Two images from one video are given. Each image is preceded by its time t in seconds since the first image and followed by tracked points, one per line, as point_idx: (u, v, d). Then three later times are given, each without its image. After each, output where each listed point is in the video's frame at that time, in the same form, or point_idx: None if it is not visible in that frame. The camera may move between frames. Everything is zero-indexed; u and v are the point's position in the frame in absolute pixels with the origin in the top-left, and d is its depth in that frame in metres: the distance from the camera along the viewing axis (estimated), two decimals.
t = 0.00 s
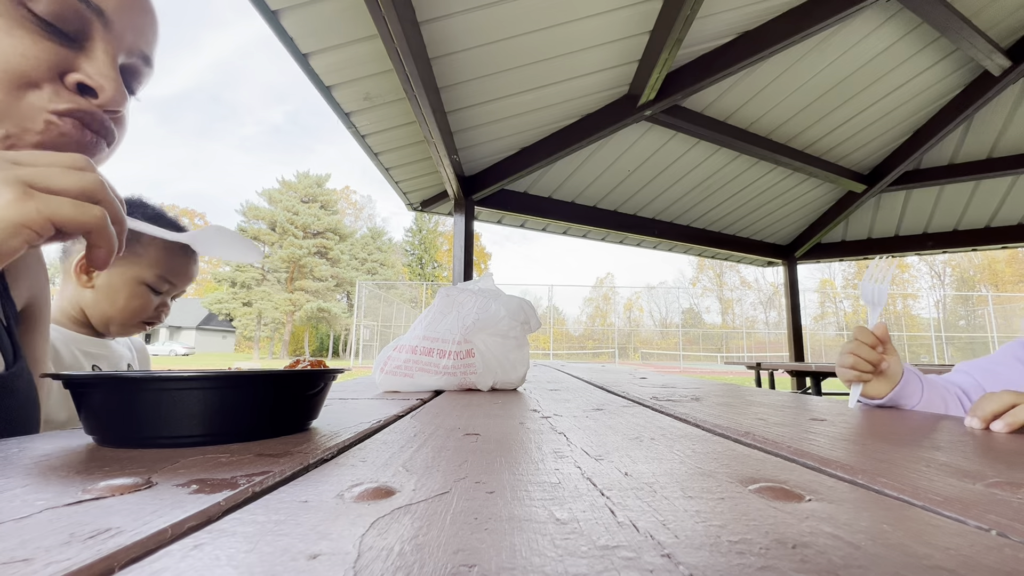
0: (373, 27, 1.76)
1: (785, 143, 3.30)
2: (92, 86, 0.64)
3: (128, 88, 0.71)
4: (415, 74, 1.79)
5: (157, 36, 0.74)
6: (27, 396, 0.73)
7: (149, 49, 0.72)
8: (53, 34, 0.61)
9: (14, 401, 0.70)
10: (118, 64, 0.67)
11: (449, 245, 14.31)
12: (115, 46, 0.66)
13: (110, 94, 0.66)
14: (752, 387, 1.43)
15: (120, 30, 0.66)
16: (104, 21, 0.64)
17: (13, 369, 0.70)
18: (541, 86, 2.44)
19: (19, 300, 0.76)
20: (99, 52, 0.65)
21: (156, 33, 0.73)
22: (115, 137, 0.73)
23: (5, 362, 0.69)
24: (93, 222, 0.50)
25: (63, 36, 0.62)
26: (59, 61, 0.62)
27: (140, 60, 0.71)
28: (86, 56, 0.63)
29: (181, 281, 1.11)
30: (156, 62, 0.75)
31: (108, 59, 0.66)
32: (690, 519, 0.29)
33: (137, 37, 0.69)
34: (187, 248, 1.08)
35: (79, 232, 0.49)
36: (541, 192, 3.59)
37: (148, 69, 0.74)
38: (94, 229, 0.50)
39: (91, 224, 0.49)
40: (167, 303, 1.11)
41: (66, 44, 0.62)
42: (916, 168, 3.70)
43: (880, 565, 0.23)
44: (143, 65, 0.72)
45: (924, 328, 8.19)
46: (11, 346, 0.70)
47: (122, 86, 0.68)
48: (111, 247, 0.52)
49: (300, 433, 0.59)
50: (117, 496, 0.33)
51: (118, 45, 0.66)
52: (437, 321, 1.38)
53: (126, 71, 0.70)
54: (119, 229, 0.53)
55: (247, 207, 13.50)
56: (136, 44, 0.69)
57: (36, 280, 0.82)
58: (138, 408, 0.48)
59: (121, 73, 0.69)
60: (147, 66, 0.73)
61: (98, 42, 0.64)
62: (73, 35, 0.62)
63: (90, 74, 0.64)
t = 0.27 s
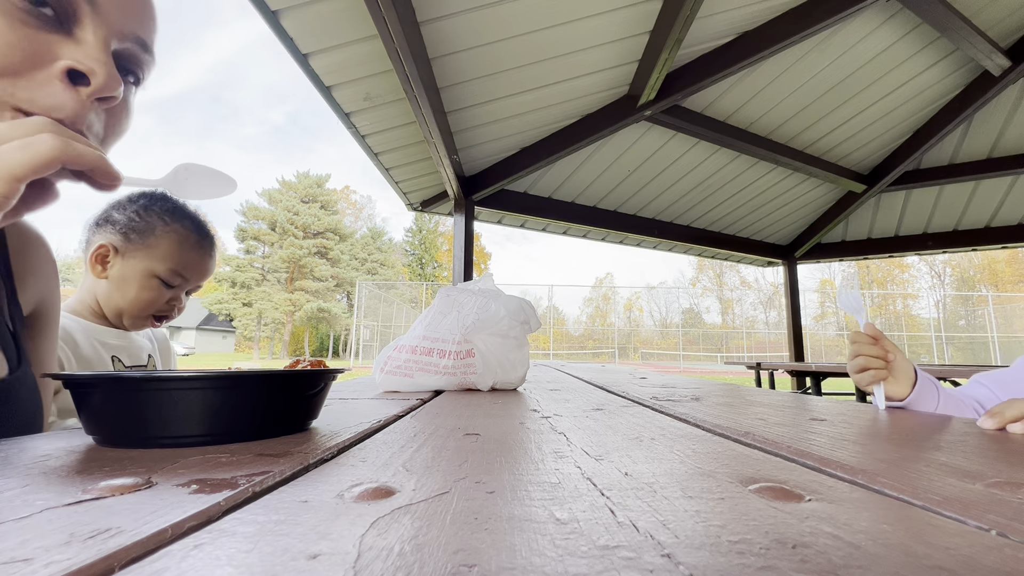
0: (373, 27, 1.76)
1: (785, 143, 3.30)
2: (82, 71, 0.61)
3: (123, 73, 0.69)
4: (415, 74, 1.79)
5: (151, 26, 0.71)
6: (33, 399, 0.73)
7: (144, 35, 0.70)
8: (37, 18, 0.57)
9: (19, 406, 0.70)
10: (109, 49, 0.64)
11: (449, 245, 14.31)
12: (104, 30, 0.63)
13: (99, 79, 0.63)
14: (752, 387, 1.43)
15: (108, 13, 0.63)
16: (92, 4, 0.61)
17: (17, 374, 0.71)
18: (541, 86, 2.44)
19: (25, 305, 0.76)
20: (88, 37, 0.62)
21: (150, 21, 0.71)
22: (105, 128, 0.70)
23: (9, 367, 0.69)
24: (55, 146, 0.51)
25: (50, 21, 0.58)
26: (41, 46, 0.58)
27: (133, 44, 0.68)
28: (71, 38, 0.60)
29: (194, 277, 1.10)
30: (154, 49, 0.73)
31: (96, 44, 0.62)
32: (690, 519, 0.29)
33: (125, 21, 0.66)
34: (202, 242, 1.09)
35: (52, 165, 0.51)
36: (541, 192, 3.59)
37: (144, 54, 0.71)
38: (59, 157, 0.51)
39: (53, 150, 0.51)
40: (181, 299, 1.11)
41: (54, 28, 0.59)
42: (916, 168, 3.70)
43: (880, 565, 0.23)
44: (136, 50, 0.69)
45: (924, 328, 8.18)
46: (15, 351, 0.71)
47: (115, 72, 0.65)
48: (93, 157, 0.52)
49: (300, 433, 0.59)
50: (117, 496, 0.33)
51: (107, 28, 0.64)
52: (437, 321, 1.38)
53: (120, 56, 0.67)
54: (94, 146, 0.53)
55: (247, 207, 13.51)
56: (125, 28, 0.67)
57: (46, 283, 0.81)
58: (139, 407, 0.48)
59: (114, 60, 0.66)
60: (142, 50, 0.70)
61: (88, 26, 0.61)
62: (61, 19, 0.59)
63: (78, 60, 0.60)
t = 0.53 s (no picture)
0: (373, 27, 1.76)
1: (785, 143, 3.30)
2: (90, 76, 0.61)
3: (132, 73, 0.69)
4: (415, 74, 1.79)
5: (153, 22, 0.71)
6: (44, 405, 0.74)
7: (151, 34, 0.70)
8: (45, 18, 0.57)
9: (32, 409, 0.72)
10: (118, 51, 0.64)
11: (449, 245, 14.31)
12: (111, 33, 0.63)
13: (109, 82, 0.63)
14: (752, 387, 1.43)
15: (114, 12, 0.63)
16: (97, 4, 0.61)
17: (29, 379, 0.72)
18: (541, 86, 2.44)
19: (39, 308, 0.74)
20: (97, 38, 0.61)
21: (152, 18, 0.70)
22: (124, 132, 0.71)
23: (20, 372, 0.70)
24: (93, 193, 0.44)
25: (57, 20, 0.58)
26: (51, 46, 0.57)
27: (142, 45, 0.68)
28: (80, 41, 0.59)
29: (198, 272, 1.10)
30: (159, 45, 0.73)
31: (104, 45, 0.62)
32: (689, 518, 0.29)
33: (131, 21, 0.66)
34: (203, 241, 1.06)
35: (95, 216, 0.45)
36: (541, 192, 3.59)
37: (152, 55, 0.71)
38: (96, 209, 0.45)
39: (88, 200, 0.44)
40: (185, 295, 1.12)
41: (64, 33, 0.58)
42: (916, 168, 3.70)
43: (880, 564, 0.23)
44: (143, 50, 0.69)
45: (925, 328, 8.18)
46: (27, 357, 0.71)
47: (122, 73, 0.64)
48: (137, 199, 0.46)
49: (301, 433, 0.59)
50: (118, 496, 0.33)
51: (114, 31, 0.63)
52: (437, 320, 1.38)
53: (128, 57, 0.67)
54: (141, 187, 0.47)
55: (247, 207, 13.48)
56: (133, 29, 0.66)
57: (61, 282, 0.79)
58: (140, 408, 0.48)
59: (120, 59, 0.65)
60: (149, 50, 0.70)
61: (94, 25, 0.61)
62: (68, 19, 0.59)
63: (86, 61, 0.60)
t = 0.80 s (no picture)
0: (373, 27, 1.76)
1: (785, 143, 3.30)
2: (103, 95, 0.62)
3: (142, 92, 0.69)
4: (415, 74, 1.79)
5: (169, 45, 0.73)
6: (46, 406, 0.74)
7: (161, 51, 0.70)
8: (58, 40, 0.58)
9: (35, 410, 0.71)
10: (129, 69, 0.64)
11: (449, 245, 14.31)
12: (125, 51, 0.63)
13: (121, 101, 0.64)
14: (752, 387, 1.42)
15: (130, 31, 0.64)
16: (113, 24, 0.62)
17: (32, 380, 0.71)
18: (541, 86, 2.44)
19: (42, 308, 0.74)
20: (109, 58, 0.62)
21: (167, 38, 0.71)
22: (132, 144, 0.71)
23: (24, 373, 0.70)
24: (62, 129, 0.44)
25: (71, 42, 0.59)
26: (64, 69, 0.59)
27: (152, 62, 0.69)
28: (93, 61, 0.60)
29: (196, 275, 1.10)
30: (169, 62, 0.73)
31: (118, 64, 0.63)
32: (689, 519, 0.29)
33: (142, 38, 0.66)
34: (202, 243, 1.07)
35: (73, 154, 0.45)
36: (541, 192, 3.59)
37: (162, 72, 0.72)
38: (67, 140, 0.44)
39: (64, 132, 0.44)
40: (180, 298, 1.12)
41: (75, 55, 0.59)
42: (916, 168, 3.70)
43: (880, 565, 0.23)
44: (154, 67, 0.69)
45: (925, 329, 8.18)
46: (31, 357, 0.71)
47: (134, 90, 0.65)
48: (108, 132, 0.44)
49: (300, 433, 0.59)
50: (118, 496, 0.33)
51: (127, 50, 0.64)
52: (437, 320, 1.38)
53: (139, 73, 0.67)
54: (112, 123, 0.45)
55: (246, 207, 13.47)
56: (144, 46, 0.66)
57: (63, 283, 0.80)
58: (139, 408, 0.48)
59: (135, 77, 0.66)
60: (159, 67, 0.70)
61: (110, 46, 0.62)
62: (82, 40, 0.59)
63: (98, 81, 0.61)
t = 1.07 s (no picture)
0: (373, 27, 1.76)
1: (785, 143, 3.30)
2: (105, 108, 0.60)
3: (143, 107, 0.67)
4: (415, 74, 1.79)
5: (174, 58, 0.70)
6: (42, 403, 0.74)
7: (166, 68, 0.68)
8: (63, 51, 0.56)
9: (30, 406, 0.72)
10: (133, 84, 0.62)
11: (450, 245, 14.32)
12: (132, 65, 0.62)
13: (123, 115, 0.62)
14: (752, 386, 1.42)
15: (138, 48, 0.62)
16: (122, 41, 0.60)
17: (26, 377, 0.71)
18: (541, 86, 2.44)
19: (36, 305, 0.74)
20: (115, 73, 0.60)
21: (172, 51, 0.69)
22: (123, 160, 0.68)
23: (18, 370, 0.70)
24: (110, 178, 0.44)
25: (77, 54, 0.57)
26: (70, 80, 0.57)
27: (157, 78, 0.67)
28: (99, 74, 0.58)
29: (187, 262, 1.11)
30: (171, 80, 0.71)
31: (123, 79, 0.61)
32: (689, 518, 0.29)
33: (152, 54, 0.64)
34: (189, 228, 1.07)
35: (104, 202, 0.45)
36: (541, 192, 3.59)
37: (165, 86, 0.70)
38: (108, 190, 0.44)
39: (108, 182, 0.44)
40: (174, 287, 1.12)
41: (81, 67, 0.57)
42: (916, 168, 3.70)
43: (880, 565, 0.23)
44: (158, 83, 0.68)
45: (924, 328, 8.19)
46: (25, 355, 0.71)
47: (137, 105, 0.63)
48: (148, 192, 0.46)
49: (300, 433, 0.59)
50: (118, 496, 0.33)
51: (134, 64, 0.62)
52: (437, 321, 1.38)
53: (142, 89, 0.65)
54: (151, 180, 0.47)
55: (246, 207, 13.47)
56: (152, 61, 0.65)
57: (57, 279, 0.79)
58: (139, 407, 0.48)
59: (137, 92, 0.64)
60: (162, 82, 0.69)
61: (115, 61, 0.60)
62: (87, 53, 0.57)
63: (103, 95, 0.59)
